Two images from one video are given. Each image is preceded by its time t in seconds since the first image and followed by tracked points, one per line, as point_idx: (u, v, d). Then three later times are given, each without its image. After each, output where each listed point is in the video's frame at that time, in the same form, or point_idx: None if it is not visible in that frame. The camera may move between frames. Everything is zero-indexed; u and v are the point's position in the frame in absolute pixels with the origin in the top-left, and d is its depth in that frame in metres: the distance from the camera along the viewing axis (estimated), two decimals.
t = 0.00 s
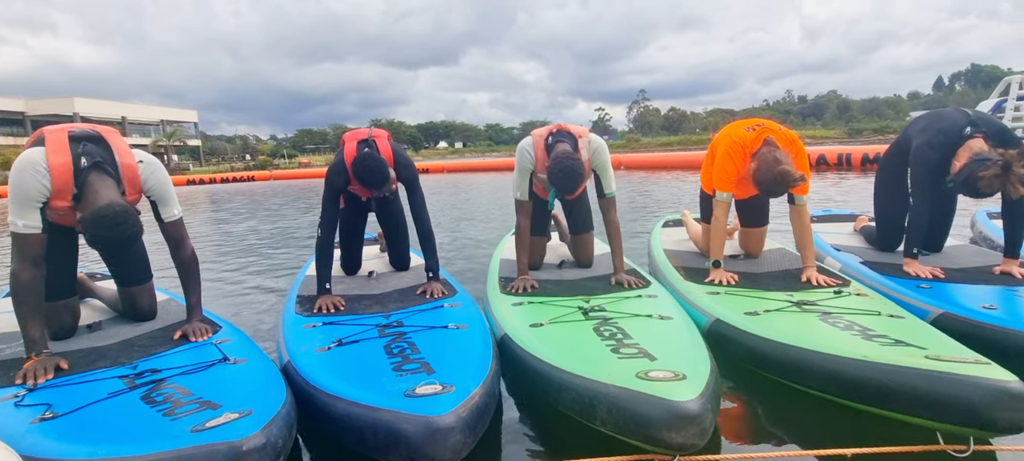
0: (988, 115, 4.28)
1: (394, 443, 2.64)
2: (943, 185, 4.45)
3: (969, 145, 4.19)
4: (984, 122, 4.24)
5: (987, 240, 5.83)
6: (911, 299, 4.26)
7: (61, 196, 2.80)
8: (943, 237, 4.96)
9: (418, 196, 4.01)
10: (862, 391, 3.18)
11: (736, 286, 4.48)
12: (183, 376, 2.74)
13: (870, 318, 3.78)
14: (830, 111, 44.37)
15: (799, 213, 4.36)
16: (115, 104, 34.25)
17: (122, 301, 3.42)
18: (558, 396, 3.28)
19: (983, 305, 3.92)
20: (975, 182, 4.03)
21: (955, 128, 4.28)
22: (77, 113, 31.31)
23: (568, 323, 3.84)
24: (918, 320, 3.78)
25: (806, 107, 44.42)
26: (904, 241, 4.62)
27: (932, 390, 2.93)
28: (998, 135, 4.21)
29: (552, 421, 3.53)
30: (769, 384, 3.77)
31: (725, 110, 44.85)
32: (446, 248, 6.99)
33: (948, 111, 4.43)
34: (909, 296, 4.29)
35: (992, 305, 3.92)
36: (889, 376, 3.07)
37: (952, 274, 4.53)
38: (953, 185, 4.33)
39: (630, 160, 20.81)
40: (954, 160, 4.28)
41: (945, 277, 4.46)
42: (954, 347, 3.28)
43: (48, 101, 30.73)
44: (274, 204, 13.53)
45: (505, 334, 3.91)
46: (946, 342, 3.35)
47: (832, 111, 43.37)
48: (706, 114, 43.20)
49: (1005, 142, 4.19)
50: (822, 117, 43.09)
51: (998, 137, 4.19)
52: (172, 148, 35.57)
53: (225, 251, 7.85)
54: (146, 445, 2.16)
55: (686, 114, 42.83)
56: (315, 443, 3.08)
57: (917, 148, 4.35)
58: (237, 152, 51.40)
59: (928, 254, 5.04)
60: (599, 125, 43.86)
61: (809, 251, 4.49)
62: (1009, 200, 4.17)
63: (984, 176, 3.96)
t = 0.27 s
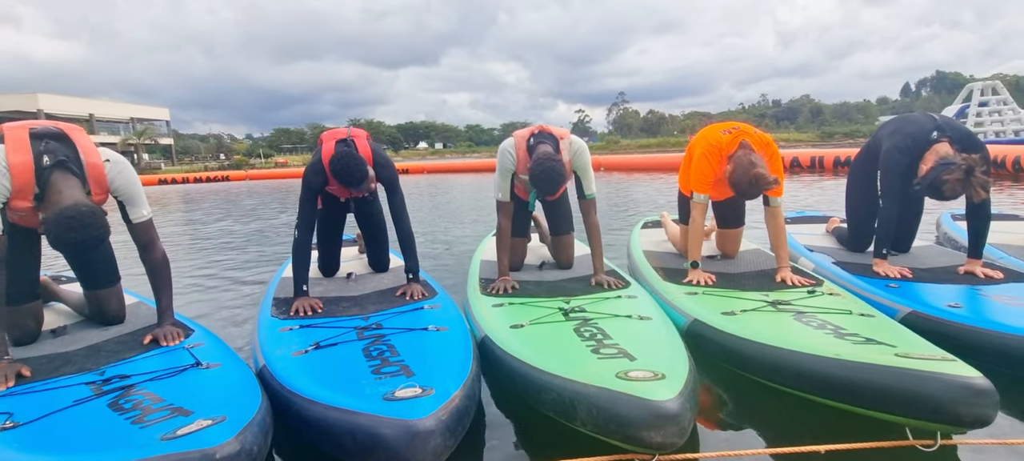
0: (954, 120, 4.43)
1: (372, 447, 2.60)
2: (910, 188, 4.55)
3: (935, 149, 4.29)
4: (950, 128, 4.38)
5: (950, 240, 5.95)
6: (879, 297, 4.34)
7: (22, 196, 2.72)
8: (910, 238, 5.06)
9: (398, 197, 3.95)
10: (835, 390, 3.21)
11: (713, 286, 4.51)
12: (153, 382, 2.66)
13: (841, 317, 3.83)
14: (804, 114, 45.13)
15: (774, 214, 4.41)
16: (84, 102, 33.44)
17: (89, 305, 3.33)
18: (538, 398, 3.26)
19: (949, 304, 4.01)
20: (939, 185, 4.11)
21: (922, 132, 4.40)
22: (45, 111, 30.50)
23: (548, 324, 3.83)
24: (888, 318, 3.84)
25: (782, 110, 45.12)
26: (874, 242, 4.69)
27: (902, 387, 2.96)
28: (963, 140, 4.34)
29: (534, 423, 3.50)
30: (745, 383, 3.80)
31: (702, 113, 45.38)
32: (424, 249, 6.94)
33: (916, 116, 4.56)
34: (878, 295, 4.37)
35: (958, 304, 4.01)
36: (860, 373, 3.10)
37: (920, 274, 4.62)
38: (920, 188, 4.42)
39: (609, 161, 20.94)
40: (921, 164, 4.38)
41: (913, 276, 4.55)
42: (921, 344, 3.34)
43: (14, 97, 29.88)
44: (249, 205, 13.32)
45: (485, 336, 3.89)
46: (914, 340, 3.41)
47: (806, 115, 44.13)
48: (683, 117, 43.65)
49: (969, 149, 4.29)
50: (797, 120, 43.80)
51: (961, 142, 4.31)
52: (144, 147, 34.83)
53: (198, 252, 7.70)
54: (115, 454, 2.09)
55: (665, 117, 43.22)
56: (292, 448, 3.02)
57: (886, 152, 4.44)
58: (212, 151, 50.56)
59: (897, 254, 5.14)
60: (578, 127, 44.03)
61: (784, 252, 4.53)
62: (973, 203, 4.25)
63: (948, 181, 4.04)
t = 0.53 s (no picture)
0: (924, 124, 4.50)
1: (352, 450, 2.55)
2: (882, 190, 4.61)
3: (905, 152, 4.34)
4: (919, 131, 4.44)
5: (920, 240, 6.07)
6: (853, 296, 4.39)
7: None
8: (882, 238, 5.13)
9: (379, 198, 3.89)
10: (812, 388, 3.23)
11: (693, 286, 4.54)
12: (124, 387, 2.60)
13: (816, 315, 3.87)
14: (781, 116, 45.76)
15: (751, 215, 4.46)
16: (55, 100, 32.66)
17: (56, 309, 3.23)
18: (521, 398, 3.24)
19: (919, 302, 4.08)
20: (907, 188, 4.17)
21: (893, 135, 4.47)
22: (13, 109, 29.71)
23: (530, 324, 3.81)
24: (860, 317, 3.90)
25: (760, 112, 45.70)
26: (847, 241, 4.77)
27: (876, 384, 3.00)
28: (932, 144, 4.41)
29: (516, 424, 3.48)
30: (725, 382, 3.82)
31: (681, 114, 45.77)
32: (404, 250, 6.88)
33: (889, 120, 4.64)
34: (852, 294, 4.42)
35: (928, 302, 4.08)
36: (837, 371, 3.13)
37: (891, 273, 4.70)
38: (891, 191, 4.48)
39: (590, 161, 21.02)
40: (891, 167, 4.45)
41: (885, 275, 4.63)
42: (893, 341, 3.39)
43: None
44: (226, 205, 13.12)
45: (467, 337, 3.86)
46: (887, 337, 3.46)
47: (783, 117, 44.76)
48: (663, 118, 43.99)
49: (938, 152, 4.38)
50: (775, 122, 44.39)
51: (931, 145, 4.38)
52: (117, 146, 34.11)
53: (171, 253, 7.54)
54: None
55: (645, 118, 43.51)
56: (271, 453, 2.96)
57: (859, 154, 4.52)
58: (188, 150, 49.73)
59: (869, 254, 5.21)
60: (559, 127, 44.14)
61: (761, 251, 4.57)
62: (941, 206, 4.32)
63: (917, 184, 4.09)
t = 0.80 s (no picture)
0: (893, 126, 4.61)
1: (330, 453, 2.51)
2: (854, 191, 4.68)
3: (876, 154, 4.41)
4: (889, 134, 4.54)
5: (890, 240, 6.17)
6: (826, 294, 4.45)
7: None
8: (854, 237, 5.21)
9: (358, 198, 3.85)
10: (789, 386, 3.26)
11: (672, 285, 4.56)
12: (92, 392, 2.52)
13: (792, 314, 3.91)
14: (757, 118, 46.39)
15: (728, 215, 4.50)
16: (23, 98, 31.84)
17: (19, 312, 3.13)
18: (502, 398, 3.22)
19: (890, 300, 4.15)
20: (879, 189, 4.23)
21: (865, 137, 4.56)
22: None
23: (511, 325, 3.79)
24: (834, 315, 3.96)
25: (735, 114, 46.29)
26: (821, 241, 4.82)
27: (853, 381, 3.03)
28: (902, 147, 4.54)
29: (498, 425, 3.46)
30: (704, 380, 3.83)
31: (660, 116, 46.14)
32: (383, 250, 6.81)
33: (860, 123, 4.72)
34: (825, 292, 4.49)
35: (898, 300, 4.15)
36: (814, 368, 3.16)
37: (863, 271, 4.78)
38: (862, 192, 4.55)
39: (571, 162, 21.07)
40: (863, 168, 4.53)
41: (857, 274, 4.70)
42: (867, 339, 3.43)
43: None
44: (201, 206, 12.88)
45: (447, 338, 3.83)
46: (861, 335, 3.50)
47: (760, 119, 45.38)
48: (642, 119, 44.31)
49: (906, 154, 4.53)
50: (751, 124, 44.96)
51: (900, 148, 4.51)
52: (88, 145, 33.37)
53: (143, 254, 7.37)
54: None
55: (624, 119, 43.76)
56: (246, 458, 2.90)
57: (833, 156, 4.58)
58: (162, 149, 48.84)
59: (842, 253, 5.28)
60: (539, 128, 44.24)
61: (738, 251, 4.61)
62: (910, 207, 4.40)
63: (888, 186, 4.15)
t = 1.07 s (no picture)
0: (868, 129, 4.66)
1: (309, 458, 2.46)
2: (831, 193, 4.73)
3: (852, 157, 4.46)
4: (865, 136, 4.58)
5: (863, 240, 6.27)
6: (803, 294, 4.50)
7: None
8: (830, 237, 5.27)
9: (339, 198, 3.81)
10: (770, 384, 3.27)
11: (654, 285, 4.57)
12: (60, 399, 2.44)
13: (772, 313, 3.94)
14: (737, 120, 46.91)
15: (708, 216, 4.53)
16: None
17: None
18: (485, 399, 3.19)
19: (865, 299, 4.20)
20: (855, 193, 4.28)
21: (841, 139, 4.60)
22: None
23: (493, 326, 3.77)
24: (812, 314, 3.99)
25: (715, 116, 46.77)
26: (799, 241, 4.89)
27: (832, 379, 3.05)
28: (876, 150, 4.59)
29: (481, 426, 3.43)
30: (686, 379, 3.85)
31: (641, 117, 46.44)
32: (363, 251, 6.74)
33: (836, 125, 4.77)
34: (802, 291, 4.53)
35: (873, 298, 4.20)
36: (794, 367, 3.18)
37: (840, 271, 4.84)
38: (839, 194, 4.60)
39: (553, 162, 21.10)
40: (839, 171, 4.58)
41: (834, 274, 4.75)
42: (844, 337, 3.46)
43: None
44: (177, 206, 12.66)
45: (429, 339, 3.79)
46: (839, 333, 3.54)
47: (739, 121, 45.90)
48: (624, 121, 44.57)
49: (880, 157, 4.57)
50: (730, 126, 45.46)
51: (876, 151, 4.55)
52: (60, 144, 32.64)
53: (117, 256, 7.20)
54: None
55: (606, 120, 43.96)
56: None
57: (811, 158, 4.63)
58: (138, 148, 47.95)
59: (818, 253, 5.34)
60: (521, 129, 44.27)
61: (718, 251, 4.64)
62: (884, 209, 4.47)
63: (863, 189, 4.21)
